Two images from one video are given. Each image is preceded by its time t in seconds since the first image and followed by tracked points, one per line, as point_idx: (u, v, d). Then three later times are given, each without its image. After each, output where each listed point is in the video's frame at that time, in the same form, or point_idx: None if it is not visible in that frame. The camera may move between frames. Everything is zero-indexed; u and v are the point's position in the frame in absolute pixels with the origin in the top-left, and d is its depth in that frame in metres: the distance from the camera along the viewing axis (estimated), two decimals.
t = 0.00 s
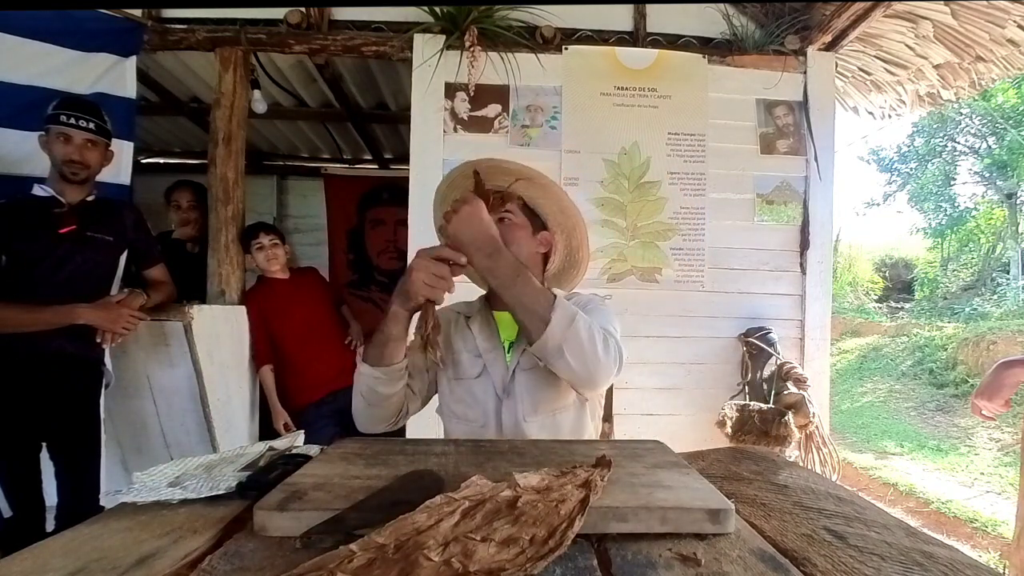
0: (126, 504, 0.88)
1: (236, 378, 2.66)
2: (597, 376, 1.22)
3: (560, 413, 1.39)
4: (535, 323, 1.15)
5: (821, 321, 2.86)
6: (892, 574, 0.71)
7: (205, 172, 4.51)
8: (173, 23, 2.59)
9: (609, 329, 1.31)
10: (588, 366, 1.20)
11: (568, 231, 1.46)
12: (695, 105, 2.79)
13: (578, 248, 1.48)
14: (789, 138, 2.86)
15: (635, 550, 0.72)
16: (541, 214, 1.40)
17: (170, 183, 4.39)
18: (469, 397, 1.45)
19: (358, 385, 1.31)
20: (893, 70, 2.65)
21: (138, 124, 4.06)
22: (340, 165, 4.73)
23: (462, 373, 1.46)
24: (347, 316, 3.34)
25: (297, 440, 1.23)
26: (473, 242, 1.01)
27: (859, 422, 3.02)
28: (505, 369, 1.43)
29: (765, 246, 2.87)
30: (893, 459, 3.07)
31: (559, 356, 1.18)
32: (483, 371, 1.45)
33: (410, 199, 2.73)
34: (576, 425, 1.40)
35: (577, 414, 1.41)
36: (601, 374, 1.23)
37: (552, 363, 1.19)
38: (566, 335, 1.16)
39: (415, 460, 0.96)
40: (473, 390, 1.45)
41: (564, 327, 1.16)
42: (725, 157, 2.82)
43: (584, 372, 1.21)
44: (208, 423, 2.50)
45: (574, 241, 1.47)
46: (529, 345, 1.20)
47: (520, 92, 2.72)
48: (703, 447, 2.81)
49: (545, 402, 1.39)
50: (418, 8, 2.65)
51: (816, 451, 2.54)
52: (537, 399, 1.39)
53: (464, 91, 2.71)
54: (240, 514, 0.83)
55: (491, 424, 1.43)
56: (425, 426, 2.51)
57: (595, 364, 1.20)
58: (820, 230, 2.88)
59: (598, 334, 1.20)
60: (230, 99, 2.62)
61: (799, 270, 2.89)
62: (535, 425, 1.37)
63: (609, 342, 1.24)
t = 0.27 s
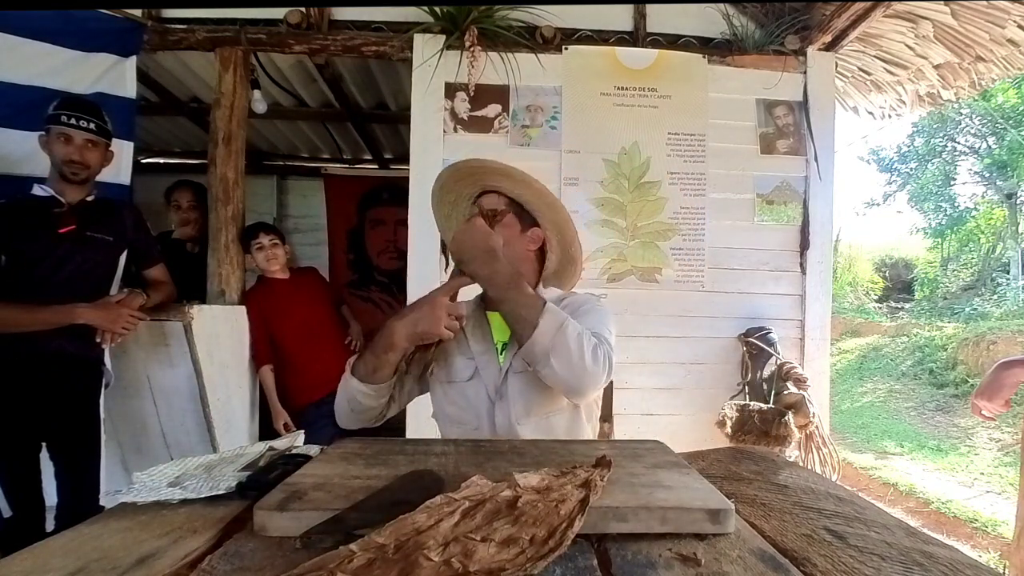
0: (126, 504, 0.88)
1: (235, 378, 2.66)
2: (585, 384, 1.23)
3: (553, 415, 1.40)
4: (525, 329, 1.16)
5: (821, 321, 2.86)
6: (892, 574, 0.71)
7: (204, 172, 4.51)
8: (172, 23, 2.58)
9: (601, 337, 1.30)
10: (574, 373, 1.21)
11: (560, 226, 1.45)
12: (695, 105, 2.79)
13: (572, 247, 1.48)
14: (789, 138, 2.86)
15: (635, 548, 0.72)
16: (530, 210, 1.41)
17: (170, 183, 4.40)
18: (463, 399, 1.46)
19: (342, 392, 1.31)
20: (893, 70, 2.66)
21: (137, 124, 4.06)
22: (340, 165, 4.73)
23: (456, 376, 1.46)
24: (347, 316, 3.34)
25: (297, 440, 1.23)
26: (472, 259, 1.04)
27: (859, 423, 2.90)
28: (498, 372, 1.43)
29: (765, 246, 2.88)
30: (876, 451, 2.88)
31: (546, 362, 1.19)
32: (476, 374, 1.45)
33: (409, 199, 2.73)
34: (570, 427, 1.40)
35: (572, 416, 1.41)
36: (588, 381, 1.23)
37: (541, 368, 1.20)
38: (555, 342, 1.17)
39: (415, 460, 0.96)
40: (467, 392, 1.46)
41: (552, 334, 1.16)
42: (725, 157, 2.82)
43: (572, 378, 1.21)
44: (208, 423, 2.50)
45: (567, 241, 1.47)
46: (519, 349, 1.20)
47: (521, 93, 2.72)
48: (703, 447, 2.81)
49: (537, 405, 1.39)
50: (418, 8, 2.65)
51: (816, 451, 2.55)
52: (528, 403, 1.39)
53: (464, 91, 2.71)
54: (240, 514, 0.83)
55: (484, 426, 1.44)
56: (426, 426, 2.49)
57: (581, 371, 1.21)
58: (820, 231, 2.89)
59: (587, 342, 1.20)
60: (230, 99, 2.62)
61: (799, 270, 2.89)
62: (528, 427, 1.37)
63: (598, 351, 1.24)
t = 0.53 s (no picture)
0: (125, 504, 0.88)
1: (235, 378, 2.66)
2: (527, 385, 1.26)
3: (538, 416, 1.39)
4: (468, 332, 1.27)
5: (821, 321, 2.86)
6: (892, 574, 0.71)
7: (204, 172, 4.52)
8: (172, 23, 2.57)
9: (558, 338, 1.32)
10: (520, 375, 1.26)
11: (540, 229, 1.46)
12: (695, 105, 2.79)
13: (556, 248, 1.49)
14: (789, 138, 2.86)
15: (636, 548, 0.72)
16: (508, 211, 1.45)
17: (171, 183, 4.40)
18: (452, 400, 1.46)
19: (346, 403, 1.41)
20: (893, 70, 2.68)
21: (137, 124, 4.05)
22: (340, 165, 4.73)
23: (446, 377, 1.46)
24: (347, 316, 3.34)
25: (297, 441, 1.23)
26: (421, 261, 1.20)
27: (860, 424, 2.67)
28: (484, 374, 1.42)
29: (766, 246, 2.88)
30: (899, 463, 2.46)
31: (489, 364, 1.27)
32: (464, 376, 1.44)
33: (409, 200, 2.73)
34: (559, 425, 1.41)
35: (558, 415, 1.41)
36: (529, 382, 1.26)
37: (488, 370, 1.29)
38: (493, 344, 1.25)
39: (415, 460, 0.96)
40: (455, 392, 1.46)
41: (490, 338, 1.25)
42: (725, 157, 2.82)
43: (516, 380, 1.26)
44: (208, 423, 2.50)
45: (550, 241, 1.49)
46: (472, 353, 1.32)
47: (520, 93, 2.72)
48: (703, 447, 2.81)
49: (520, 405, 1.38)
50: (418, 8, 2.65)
51: (816, 451, 2.57)
52: (511, 404, 1.39)
53: (464, 91, 2.71)
54: (240, 514, 0.83)
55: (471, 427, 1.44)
56: (425, 427, 2.49)
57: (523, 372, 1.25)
58: (820, 231, 2.89)
59: (526, 344, 1.25)
60: (230, 99, 2.62)
61: (800, 270, 2.89)
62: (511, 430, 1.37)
63: (542, 352, 1.26)
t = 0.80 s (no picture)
0: (125, 504, 0.88)
1: (235, 378, 2.66)
2: (488, 392, 1.23)
3: (523, 417, 1.39)
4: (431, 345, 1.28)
5: (821, 321, 2.86)
6: (892, 574, 0.71)
7: (204, 172, 4.52)
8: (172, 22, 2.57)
9: (524, 343, 1.28)
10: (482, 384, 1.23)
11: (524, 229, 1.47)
12: (695, 105, 2.79)
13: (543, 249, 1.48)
14: (790, 138, 2.86)
15: (635, 548, 0.72)
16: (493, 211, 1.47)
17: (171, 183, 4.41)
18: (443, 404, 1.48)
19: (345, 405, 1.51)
20: (893, 69, 2.66)
21: (138, 124, 4.05)
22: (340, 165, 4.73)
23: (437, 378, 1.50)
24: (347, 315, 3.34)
25: (297, 440, 1.23)
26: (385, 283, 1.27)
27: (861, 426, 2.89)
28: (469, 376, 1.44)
29: (766, 246, 2.87)
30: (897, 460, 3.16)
31: (452, 375, 1.26)
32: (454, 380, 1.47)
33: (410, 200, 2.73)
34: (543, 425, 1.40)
35: (543, 415, 1.41)
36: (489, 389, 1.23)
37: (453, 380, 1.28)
38: (453, 354, 1.25)
39: (414, 460, 0.96)
40: (444, 396, 1.49)
41: (449, 350, 1.25)
42: (725, 157, 2.82)
43: (477, 389, 1.24)
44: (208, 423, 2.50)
45: (536, 240, 1.47)
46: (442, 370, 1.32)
47: (520, 93, 2.72)
48: (703, 447, 2.81)
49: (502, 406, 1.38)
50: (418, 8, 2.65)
51: (816, 451, 2.57)
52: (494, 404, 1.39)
53: (464, 91, 2.70)
54: (239, 515, 0.82)
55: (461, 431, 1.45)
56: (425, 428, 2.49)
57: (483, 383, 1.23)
58: (820, 228, 2.87)
59: (484, 350, 1.22)
60: (230, 99, 2.62)
61: (799, 270, 2.89)
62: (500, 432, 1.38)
63: (501, 356, 1.23)
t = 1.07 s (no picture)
0: (126, 504, 0.88)
1: (235, 378, 2.66)
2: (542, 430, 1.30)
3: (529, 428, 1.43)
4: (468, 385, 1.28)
5: (821, 321, 2.87)
6: (892, 574, 0.71)
7: (205, 172, 4.52)
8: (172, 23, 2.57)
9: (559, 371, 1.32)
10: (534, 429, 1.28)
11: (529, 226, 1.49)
12: (695, 105, 2.79)
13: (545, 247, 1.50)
14: (790, 138, 2.86)
15: (635, 548, 0.72)
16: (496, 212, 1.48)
17: (171, 183, 4.41)
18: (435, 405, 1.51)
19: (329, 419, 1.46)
20: (893, 70, 2.68)
21: (138, 124, 4.05)
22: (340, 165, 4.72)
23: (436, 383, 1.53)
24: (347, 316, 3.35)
25: (297, 440, 1.23)
26: (404, 314, 1.28)
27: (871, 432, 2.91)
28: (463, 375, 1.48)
29: (766, 246, 2.88)
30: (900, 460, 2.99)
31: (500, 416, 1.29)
32: (452, 383, 1.51)
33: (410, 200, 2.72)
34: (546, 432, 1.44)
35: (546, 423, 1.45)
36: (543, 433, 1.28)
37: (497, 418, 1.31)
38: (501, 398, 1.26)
39: (414, 460, 0.96)
40: (443, 399, 1.52)
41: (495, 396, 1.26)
42: (725, 157, 2.82)
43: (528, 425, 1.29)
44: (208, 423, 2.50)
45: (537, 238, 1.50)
46: (478, 406, 1.34)
47: (520, 92, 2.72)
48: (703, 447, 2.81)
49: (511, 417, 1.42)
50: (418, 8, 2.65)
51: (816, 451, 2.57)
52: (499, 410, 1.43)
53: (464, 91, 2.70)
54: (239, 515, 0.82)
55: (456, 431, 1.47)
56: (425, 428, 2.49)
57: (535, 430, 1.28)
58: (820, 230, 2.89)
59: (535, 393, 1.26)
60: (230, 99, 2.62)
61: (800, 270, 2.89)
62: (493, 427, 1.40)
63: (550, 395, 1.28)
